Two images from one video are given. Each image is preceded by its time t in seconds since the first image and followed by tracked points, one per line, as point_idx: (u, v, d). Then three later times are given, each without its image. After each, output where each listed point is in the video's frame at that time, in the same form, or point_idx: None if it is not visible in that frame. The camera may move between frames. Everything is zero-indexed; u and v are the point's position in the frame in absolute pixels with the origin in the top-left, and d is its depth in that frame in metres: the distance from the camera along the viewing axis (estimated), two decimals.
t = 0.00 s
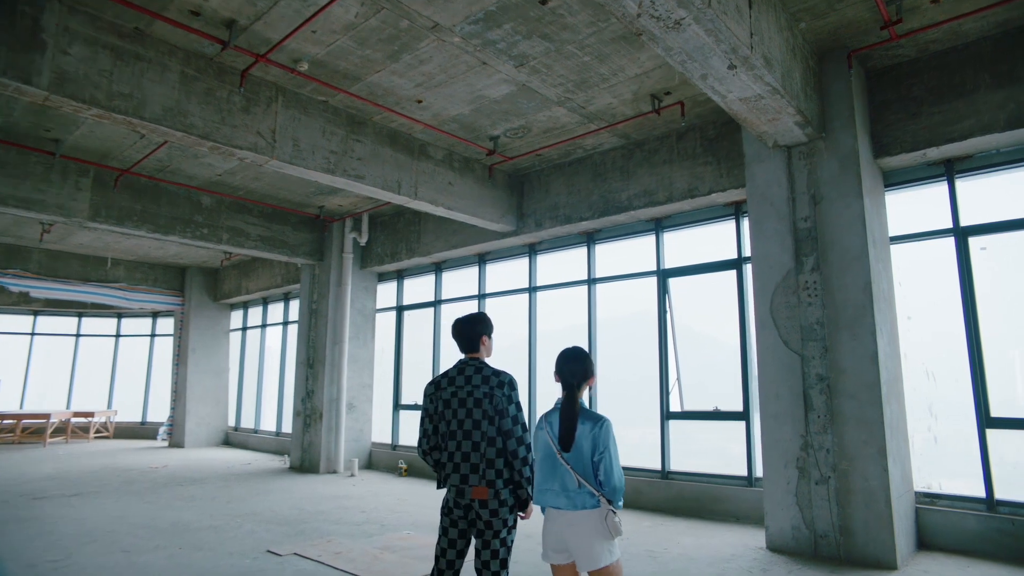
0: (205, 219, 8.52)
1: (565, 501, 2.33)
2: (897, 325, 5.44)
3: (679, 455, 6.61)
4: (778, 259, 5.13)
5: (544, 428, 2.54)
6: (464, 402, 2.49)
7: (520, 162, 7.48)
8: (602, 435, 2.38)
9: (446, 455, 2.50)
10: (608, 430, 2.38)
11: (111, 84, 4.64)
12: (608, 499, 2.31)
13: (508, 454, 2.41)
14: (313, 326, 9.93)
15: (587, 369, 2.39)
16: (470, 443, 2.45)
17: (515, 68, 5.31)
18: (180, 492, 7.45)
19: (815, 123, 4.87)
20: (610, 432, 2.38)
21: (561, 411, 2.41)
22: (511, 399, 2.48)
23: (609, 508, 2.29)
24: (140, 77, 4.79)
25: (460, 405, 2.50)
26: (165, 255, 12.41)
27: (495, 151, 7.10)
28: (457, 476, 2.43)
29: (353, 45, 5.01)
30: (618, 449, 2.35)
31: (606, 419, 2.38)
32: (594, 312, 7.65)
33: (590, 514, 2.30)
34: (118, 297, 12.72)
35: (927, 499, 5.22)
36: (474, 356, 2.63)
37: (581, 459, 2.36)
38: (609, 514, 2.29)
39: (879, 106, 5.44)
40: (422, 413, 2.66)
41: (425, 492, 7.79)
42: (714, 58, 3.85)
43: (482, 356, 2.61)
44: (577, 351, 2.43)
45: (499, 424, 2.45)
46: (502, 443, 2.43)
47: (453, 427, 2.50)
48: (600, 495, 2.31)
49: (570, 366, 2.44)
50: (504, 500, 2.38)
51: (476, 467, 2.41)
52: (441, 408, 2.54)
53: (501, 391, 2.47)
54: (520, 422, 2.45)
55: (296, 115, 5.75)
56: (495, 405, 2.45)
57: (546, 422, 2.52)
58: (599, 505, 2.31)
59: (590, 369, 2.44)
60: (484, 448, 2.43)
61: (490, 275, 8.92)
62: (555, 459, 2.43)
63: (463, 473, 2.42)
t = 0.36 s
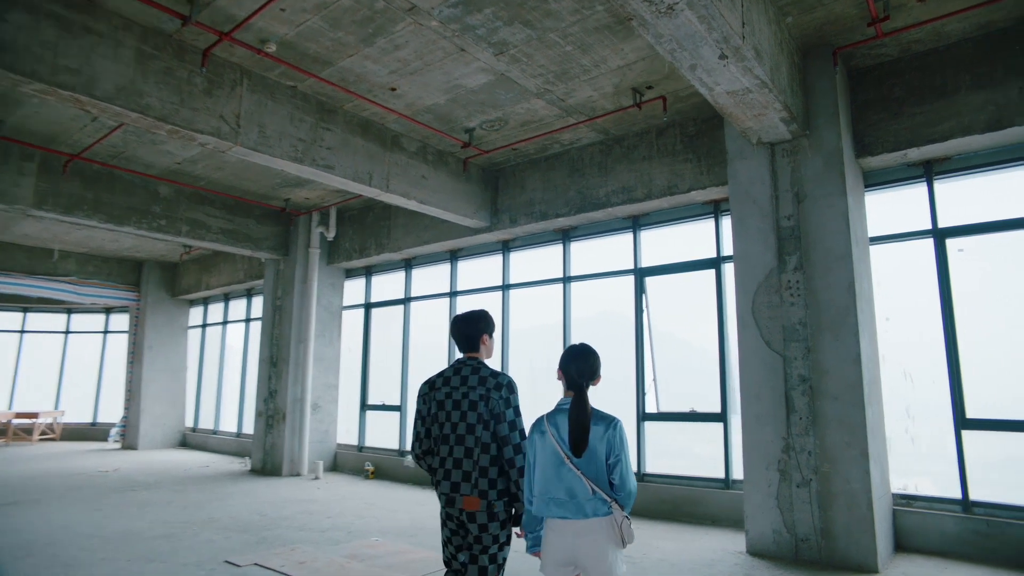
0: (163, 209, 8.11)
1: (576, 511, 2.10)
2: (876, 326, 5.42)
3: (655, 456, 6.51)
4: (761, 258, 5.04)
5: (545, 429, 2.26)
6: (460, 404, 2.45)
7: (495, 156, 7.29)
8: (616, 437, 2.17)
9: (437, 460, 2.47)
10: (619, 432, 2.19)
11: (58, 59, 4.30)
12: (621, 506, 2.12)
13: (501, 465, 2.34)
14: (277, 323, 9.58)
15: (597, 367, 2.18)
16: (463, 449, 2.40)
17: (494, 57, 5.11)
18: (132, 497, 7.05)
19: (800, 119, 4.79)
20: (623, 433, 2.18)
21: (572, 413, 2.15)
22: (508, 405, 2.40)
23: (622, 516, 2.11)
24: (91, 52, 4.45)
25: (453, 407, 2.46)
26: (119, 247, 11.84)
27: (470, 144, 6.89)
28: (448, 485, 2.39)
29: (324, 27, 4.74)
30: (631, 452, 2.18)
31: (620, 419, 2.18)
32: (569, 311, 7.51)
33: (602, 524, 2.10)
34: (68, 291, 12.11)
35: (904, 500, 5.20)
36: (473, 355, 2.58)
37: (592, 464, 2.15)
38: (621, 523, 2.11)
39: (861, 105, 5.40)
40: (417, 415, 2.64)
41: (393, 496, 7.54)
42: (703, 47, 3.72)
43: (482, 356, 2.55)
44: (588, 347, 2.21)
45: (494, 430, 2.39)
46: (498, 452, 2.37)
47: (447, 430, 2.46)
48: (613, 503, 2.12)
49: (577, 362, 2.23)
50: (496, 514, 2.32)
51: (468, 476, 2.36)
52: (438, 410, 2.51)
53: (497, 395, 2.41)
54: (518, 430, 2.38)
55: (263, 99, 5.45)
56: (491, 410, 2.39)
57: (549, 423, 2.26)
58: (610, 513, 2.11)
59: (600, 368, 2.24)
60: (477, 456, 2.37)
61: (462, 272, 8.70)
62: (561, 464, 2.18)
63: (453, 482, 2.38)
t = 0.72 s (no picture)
0: (90, 196, 7.52)
1: (570, 523, 1.94)
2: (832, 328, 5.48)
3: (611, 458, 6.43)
4: (724, 258, 5.01)
5: (536, 434, 2.09)
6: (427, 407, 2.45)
7: (451, 149, 7.07)
8: (610, 442, 1.98)
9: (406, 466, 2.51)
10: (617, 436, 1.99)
11: None
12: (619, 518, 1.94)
13: (466, 473, 2.34)
14: (215, 319, 9.06)
15: (589, 366, 2.01)
16: (428, 457, 2.42)
17: (457, 43, 4.89)
18: (50, 509, 6.49)
19: (765, 119, 4.77)
20: (619, 438, 1.99)
21: (560, 416, 1.98)
22: (474, 410, 2.39)
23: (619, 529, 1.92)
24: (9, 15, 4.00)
25: (420, 413, 2.48)
26: (38, 237, 10.99)
27: (427, 136, 6.64)
28: (415, 494, 2.43)
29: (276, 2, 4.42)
30: (628, 457, 1.98)
31: (615, 423, 1.99)
32: (525, 310, 7.35)
33: (597, 536, 1.92)
34: None
35: (857, 499, 5.27)
36: (450, 352, 2.57)
37: (585, 471, 1.97)
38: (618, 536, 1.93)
39: (821, 109, 5.45)
40: (392, 419, 2.68)
41: (339, 501, 7.21)
42: (677, 38, 3.62)
43: (456, 355, 2.56)
44: (580, 345, 2.05)
45: (457, 437, 2.38)
46: (462, 460, 2.36)
47: (414, 436, 2.48)
48: (608, 514, 1.94)
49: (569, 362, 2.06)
50: (462, 527, 2.33)
51: (433, 485, 2.39)
52: (409, 414, 2.53)
53: (459, 400, 2.39)
54: (481, 437, 2.35)
55: (206, 78, 5.07)
56: (454, 415, 2.39)
57: (541, 428, 2.09)
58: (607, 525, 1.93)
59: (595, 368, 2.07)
60: (443, 464, 2.38)
61: (413, 268, 8.43)
62: (552, 470, 2.02)
63: (420, 491, 2.41)
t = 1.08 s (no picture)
0: (25, 178, 7.00)
1: (575, 527, 1.89)
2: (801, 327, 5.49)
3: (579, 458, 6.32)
4: (699, 255, 4.95)
5: (543, 432, 2.05)
6: (405, 400, 2.21)
7: (418, 140, 6.84)
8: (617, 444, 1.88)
9: (379, 465, 2.26)
10: (626, 438, 1.88)
11: None
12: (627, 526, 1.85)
13: (452, 471, 2.15)
14: (162, 313, 8.58)
15: (597, 360, 1.95)
16: (407, 454, 2.18)
17: (430, 26, 4.68)
18: None
19: (743, 116, 4.73)
20: (627, 438, 1.88)
21: (563, 414, 1.95)
22: (460, 403, 2.20)
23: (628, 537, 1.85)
24: None
25: (397, 406, 2.23)
26: None
27: (393, 125, 6.40)
28: (390, 495, 2.18)
29: None
30: (638, 461, 1.86)
31: (623, 422, 1.88)
32: (491, 307, 7.18)
33: (603, 543, 1.86)
34: None
35: (824, 498, 5.28)
36: (425, 342, 2.35)
37: (591, 474, 1.89)
38: (628, 544, 1.85)
39: (794, 109, 5.45)
40: (358, 413, 2.40)
41: (294, 505, 6.90)
42: (664, 27, 3.51)
43: (432, 344, 2.34)
44: (584, 339, 1.99)
45: (442, 432, 2.18)
46: (447, 456, 2.16)
47: (390, 433, 2.23)
48: (614, 521, 1.86)
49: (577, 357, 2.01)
50: (444, 528, 2.13)
51: (413, 485, 2.14)
52: (382, 407, 2.27)
53: (444, 393, 2.19)
54: (469, 432, 2.17)
55: (157, 51, 4.71)
56: (438, 408, 2.18)
57: (549, 426, 2.05)
58: (614, 533, 1.86)
59: (602, 361, 2.01)
60: (424, 461, 2.16)
61: (375, 263, 8.15)
62: (559, 472, 1.96)
63: (397, 492, 2.16)
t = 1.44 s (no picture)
0: None
1: (596, 535, 1.83)
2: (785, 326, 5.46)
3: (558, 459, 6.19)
4: (686, 252, 4.87)
5: (564, 433, 2.03)
6: (389, 398, 1.93)
7: (395, 131, 6.63)
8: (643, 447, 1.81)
9: (363, 468, 1.98)
10: (653, 442, 1.80)
11: None
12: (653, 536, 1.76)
13: (441, 475, 1.84)
14: (120, 310, 8.17)
15: (615, 352, 1.96)
16: (391, 456, 1.89)
17: (413, 10, 4.48)
18: None
19: (732, 111, 4.66)
20: (654, 443, 1.80)
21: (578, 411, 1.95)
22: (448, 400, 1.89)
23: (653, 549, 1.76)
24: None
25: (381, 405, 1.94)
26: None
27: (370, 115, 6.18)
28: (373, 500, 1.88)
29: None
30: (665, 467, 1.78)
31: (649, 424, 1.81)
32: (468, 304, 7.00)
33: (626, 553, 1.78)
34: None
35: (807, 498, 5.24)
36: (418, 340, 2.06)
37: (615, 479, 1.83)
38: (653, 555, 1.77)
39: (779, 106, 5.41)
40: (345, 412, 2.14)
41: (261, 510, 6.61)
42: (662, 14, 3.40)
43: (424, 341, 2.04)
44: (597, 329, 2.00)
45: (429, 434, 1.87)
46: (436, 458, 1.86)
47: (374, 433, 1.95)
48: (639, 530, 1.78)
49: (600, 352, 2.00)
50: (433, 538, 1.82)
51: (397, 491, 1.85)
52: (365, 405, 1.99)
53: (431, 389, 1.89)
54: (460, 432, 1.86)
55: (118, 27, 4.43)
56: (425, 406, 1.87)
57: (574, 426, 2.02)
58: (639, 543, 1.78)
59: (623, 350, 2.00)
60: (411, 464, 1.86)
61: (347, 258, 7.89)
62: (582, 476, 1.91)
63: (379, 498, 1.87)
